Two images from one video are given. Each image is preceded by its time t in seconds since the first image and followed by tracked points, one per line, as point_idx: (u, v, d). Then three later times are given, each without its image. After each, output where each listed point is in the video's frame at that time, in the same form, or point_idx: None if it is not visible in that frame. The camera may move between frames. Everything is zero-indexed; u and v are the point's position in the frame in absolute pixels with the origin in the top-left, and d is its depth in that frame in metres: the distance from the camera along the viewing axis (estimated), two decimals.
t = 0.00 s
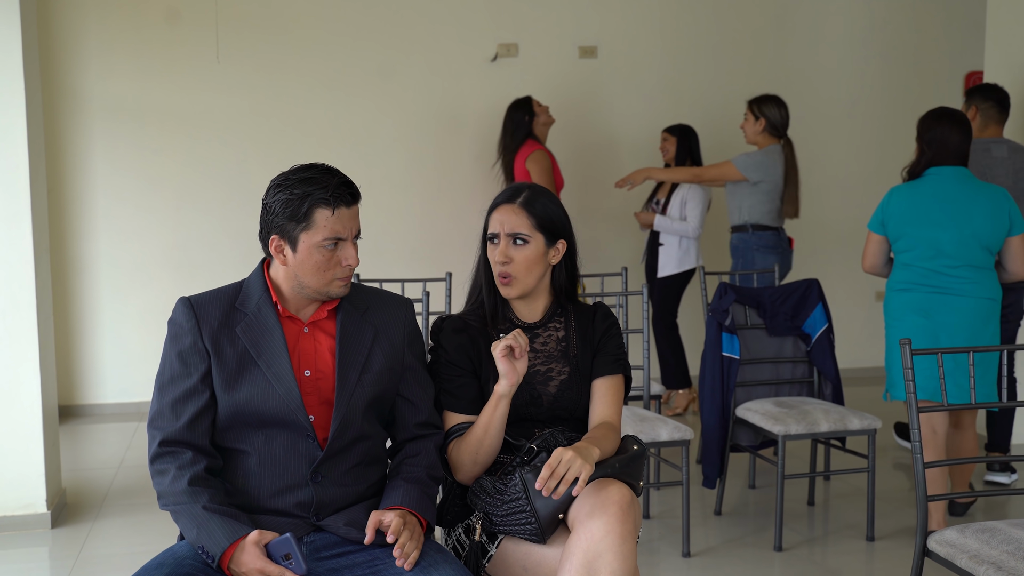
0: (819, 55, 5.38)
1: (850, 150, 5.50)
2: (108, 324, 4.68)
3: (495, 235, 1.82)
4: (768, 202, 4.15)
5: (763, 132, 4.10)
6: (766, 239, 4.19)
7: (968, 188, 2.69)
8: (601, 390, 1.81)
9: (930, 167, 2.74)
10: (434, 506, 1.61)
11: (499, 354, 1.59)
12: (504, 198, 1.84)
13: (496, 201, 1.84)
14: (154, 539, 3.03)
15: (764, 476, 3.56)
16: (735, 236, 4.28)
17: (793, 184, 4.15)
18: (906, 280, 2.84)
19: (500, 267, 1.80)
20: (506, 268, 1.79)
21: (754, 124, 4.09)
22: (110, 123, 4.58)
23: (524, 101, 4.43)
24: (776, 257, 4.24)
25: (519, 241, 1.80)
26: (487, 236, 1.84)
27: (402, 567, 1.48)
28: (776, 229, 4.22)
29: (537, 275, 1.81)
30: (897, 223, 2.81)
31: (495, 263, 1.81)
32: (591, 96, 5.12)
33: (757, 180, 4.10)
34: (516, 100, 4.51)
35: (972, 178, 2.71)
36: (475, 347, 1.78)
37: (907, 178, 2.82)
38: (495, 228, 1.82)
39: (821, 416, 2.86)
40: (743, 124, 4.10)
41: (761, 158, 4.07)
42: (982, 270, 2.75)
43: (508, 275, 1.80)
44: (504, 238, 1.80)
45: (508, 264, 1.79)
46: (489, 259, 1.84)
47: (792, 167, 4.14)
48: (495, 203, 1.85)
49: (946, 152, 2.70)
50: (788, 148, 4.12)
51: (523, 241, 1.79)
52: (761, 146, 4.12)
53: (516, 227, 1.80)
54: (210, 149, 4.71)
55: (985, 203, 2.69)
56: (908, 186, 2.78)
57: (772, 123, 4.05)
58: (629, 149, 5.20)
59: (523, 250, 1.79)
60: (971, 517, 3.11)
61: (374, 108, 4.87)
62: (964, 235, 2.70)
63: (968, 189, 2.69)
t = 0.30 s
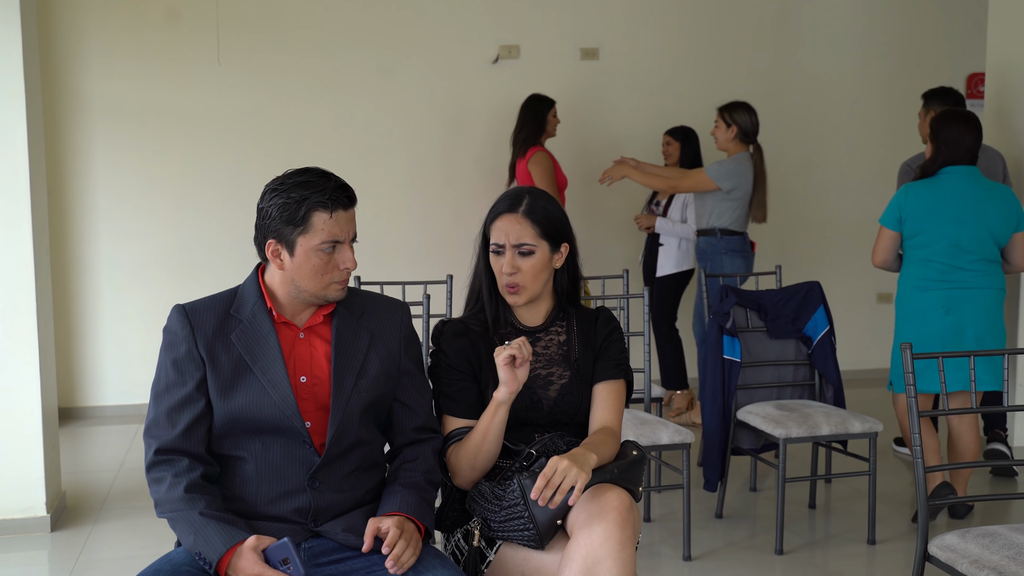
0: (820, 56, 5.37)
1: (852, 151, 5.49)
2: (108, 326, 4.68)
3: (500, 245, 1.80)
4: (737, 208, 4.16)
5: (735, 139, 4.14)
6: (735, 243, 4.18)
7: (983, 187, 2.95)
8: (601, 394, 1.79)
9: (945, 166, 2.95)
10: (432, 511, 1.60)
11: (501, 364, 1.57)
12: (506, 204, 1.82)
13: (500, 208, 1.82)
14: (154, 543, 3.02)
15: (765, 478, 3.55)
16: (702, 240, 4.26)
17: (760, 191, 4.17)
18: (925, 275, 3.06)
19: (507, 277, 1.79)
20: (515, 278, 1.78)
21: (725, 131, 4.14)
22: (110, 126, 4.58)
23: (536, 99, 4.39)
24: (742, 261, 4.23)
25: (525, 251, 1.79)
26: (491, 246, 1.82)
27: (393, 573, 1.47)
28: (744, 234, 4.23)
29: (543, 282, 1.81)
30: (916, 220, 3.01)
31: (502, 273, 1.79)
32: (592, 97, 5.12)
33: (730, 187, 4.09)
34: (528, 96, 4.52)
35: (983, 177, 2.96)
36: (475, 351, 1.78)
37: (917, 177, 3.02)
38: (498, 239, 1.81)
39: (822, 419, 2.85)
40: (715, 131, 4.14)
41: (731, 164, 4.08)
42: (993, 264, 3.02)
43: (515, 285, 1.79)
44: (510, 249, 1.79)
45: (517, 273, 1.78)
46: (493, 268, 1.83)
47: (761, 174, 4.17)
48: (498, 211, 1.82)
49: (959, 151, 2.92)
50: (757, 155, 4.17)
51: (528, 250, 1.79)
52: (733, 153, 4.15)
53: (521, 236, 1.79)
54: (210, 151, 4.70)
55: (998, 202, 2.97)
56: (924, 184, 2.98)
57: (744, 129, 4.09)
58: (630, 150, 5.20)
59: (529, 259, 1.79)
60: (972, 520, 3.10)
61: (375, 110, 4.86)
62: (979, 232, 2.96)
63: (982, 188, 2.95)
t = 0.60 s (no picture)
0: (814, 59, 5.37)
1: (845, 153, 5.49)
2: (100, 327, 4.65)
3: (495, 249, 1.78)
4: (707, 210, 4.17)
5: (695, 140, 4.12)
6: (704, 244, 4.20)
7: (967, 192, 3.18)
8: (594, 398, 1.78)
9: (933, 172, 3.16)
10: (423, 516, 1.59)
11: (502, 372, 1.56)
12: (498, 208, 1.80)
13: (492, 212, 1.81)
14: (144, 546, 3.00)
15: (758, 482, 3.54)
16: (672, 240, 4.24)
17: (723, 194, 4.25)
18: (910, 277, 3.27)
19: (504, 282, 1.78)
20: (512, 281, 1.77)
21: (686, 132, 4.11)
22: (103, 127, 4.56)
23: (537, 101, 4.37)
24: (709, 263, 4.26)
25: (520, 256, 1.77)
26: (485, 251, 1.80)
27: None
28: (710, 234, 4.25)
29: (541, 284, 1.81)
30: (905, 224, 3.22)
31: (499, 278, 1.77)
32: (586, 99, 5.11)
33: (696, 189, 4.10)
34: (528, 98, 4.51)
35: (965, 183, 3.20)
36: (466, 355, 1.77)
37: (904, 183, 3.23)
38: (493, 244, 1.79)
39: (815, 422, 2.85)
40: (676, 131, 4.11)
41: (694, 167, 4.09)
42: (974, 266, 3.26)
43: (512, 290, 1.78)
44: (505, 254, 1.77)
45: (515, 277, 1.77)
46: (486, 273, 1.81)
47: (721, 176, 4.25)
48: (491, 214, 1.80)
49: (945, 157, 3.14)
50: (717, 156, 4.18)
51: (524, 255, 1.77)
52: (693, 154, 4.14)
53: (515, 241, 1.77)
54: (203, 152, 4.68)
55: (980, 207, 3.21)
56: (914, 189, 3.18)
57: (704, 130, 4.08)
58: (624, 152, 5.19)
59: (525, 264, 1.78)
60: (965, 524, 3.10)
61: (368, 111, 4.85)
62: (962, 235, 3.20)
63: (965, 194, 3.18)
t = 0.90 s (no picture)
0: (811, 59, 5.37)
1: (843, 154, 5.49)
2: (95, 327, 4.62)
3: (504, 243, 1.77)
4: (666, 208, 4.22)
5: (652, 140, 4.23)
6: (669, 243, 4.24)
7: (931, 192, 3.29)
8: (593, 398, 1.76)
9: (900, 172, 3.30)
10: (422, 518, 1.58)
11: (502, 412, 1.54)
12: (499, 205, 1.80)
13: (493, 207, 1.80)
14: (140, 548, 2.97)
15: (757, 483, 3.53)
16: (638, 241, 4.30)
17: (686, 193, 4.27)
18: (878, 271, 3.38)
19: (515, 277, 1.76)
20: (524, 274, 1.76)
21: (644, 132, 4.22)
22: (98, 125, 4.53)
23: (542, 101, 4.35)
24: (677, 262, 4.28)
25: (530, 249, 1.77)
26: (493, 246, 1.78)
27: None
28: (677, 234, 4.27)
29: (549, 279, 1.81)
30: (872, 222, 3.35)
31: (510, 272, 1.76)
32: (583, 99, 5.10)
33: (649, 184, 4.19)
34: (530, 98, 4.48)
35: (931, 183, 3.32)
36: (466, 356, 1.75)
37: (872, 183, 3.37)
38: (502, 238, 1.77)
39: (815, 423, 2.84)
40: (635, 130, 4.21)
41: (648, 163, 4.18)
42: (939, 263, 3.37)
43: (523, 284, 1.77)
44: (516, 246, 1.76)
45: (526, 271, 1.76)
46: (493, 270, 1.78)
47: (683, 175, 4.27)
48: (492, 211, 1.80)
49: (910, 159, 3.28)
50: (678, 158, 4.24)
51: (534, 248, 1.77)
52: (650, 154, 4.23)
53: (527, 233, 1.77)
54: (199, 151, 4.66)
55: (945, 206, 3.32)
56: (879, 189, 3.32)
57: (664, 131, 4.19)
58: (621, 152, 5.18)
59: (534, 257, 1.78)
60: (965, 526, 3.10)
61: (365, 111, 4.83)
62: (928, 232, 3.31)
63: (930, 193, 3.30)
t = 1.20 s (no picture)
0: (811, 60, 5.37)
1: (842, 155, 5.48)
2: (94, 328, 4.61)
3: (515, 240, 1.75)
4: (634, 202, 4.22)
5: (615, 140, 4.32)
6: (646, 238, 4.26)
7: (908, 193, 3.31)
8: (595, 401, 1.77)
9: (877, 173, 3.30)
10: (422, 523, 1.57)
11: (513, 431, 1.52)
12: (503, 206, 1.78)
13: (496, 206, 1.79)
14: (138, 551, 2.96)
15: (757, 486, 3.53)
16: (615, 241, 4.32)
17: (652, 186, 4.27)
18: (862, 271, 3.38)
19: (525, 275, 1.74)
20: (533, 273, 1.74)
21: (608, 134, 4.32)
22: (96, 126, 4.52)
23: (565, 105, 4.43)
24: (657, 256, 4.30)
25: (540, 247, 1.76)
26: (502, 244, 1.76)
27: None
28: (654, 229, 4.28)
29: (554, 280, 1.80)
30: (855, 223, 3.34)
31: (521, 270, 1.74)
32: (582, 100, 5.09)
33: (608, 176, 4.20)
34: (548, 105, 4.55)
35: (907, 183, 3.34)
36: (467, 361, 1.74)
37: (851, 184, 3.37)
38: (513, 235, 1.76)
39: (815, 426, 2.83)
40: (599, 131, 4.32)
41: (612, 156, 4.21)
42: (918, 262, 3.39)
43: (532, 283, 1.75)
44: (526, 245, 1.75)
45: (534, 270, 1.74)
46: (501, 270, 1.76)
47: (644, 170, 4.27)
48: (497, 212, 1.78)
49: (887, 160, 3.28)
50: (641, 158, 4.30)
51: (543, 248, 1.77)
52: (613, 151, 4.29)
53: (538, 230, 1.77)
54: (197, 152, 4.65)
55: (922, 206, 3.35)
56: (861, 191, 3.32)
57: (626, 133, 4.30)
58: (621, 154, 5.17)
59: (543, 256, 1.77)
60: (965, 529, 3.09)
61: (364, 111, 4.82)
62: (908, 232, 3.33)
63: (908, 193, 3.31)
